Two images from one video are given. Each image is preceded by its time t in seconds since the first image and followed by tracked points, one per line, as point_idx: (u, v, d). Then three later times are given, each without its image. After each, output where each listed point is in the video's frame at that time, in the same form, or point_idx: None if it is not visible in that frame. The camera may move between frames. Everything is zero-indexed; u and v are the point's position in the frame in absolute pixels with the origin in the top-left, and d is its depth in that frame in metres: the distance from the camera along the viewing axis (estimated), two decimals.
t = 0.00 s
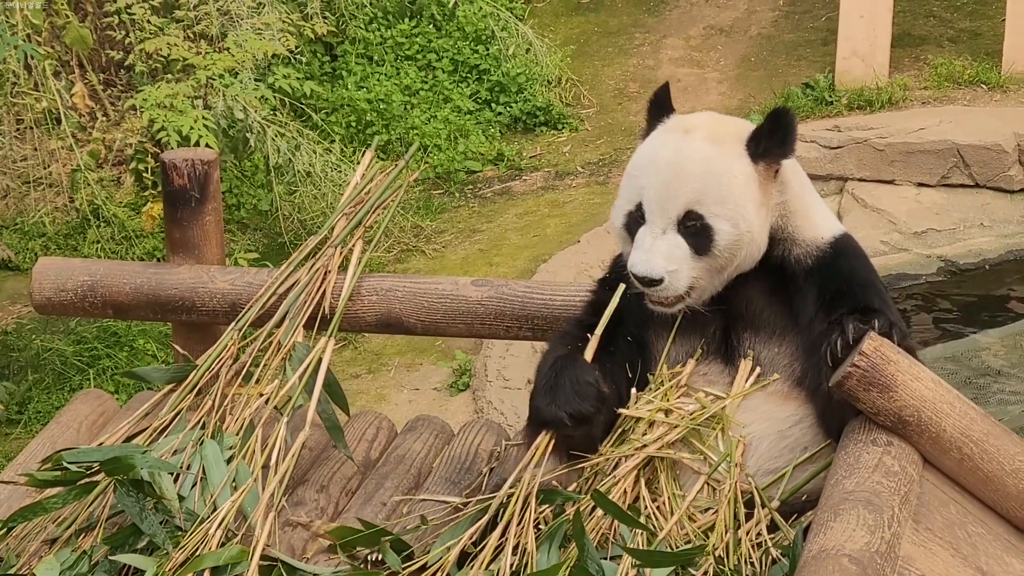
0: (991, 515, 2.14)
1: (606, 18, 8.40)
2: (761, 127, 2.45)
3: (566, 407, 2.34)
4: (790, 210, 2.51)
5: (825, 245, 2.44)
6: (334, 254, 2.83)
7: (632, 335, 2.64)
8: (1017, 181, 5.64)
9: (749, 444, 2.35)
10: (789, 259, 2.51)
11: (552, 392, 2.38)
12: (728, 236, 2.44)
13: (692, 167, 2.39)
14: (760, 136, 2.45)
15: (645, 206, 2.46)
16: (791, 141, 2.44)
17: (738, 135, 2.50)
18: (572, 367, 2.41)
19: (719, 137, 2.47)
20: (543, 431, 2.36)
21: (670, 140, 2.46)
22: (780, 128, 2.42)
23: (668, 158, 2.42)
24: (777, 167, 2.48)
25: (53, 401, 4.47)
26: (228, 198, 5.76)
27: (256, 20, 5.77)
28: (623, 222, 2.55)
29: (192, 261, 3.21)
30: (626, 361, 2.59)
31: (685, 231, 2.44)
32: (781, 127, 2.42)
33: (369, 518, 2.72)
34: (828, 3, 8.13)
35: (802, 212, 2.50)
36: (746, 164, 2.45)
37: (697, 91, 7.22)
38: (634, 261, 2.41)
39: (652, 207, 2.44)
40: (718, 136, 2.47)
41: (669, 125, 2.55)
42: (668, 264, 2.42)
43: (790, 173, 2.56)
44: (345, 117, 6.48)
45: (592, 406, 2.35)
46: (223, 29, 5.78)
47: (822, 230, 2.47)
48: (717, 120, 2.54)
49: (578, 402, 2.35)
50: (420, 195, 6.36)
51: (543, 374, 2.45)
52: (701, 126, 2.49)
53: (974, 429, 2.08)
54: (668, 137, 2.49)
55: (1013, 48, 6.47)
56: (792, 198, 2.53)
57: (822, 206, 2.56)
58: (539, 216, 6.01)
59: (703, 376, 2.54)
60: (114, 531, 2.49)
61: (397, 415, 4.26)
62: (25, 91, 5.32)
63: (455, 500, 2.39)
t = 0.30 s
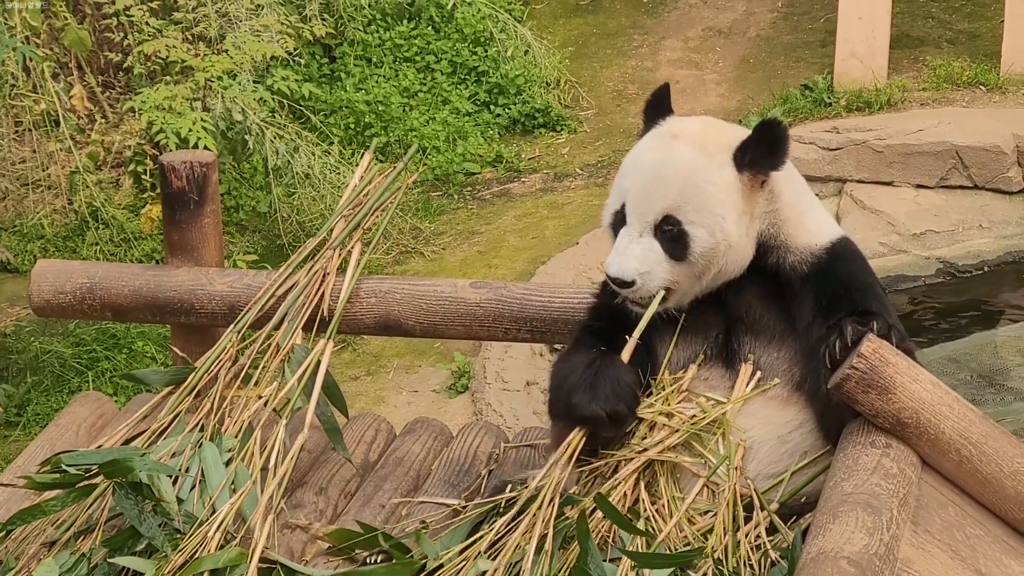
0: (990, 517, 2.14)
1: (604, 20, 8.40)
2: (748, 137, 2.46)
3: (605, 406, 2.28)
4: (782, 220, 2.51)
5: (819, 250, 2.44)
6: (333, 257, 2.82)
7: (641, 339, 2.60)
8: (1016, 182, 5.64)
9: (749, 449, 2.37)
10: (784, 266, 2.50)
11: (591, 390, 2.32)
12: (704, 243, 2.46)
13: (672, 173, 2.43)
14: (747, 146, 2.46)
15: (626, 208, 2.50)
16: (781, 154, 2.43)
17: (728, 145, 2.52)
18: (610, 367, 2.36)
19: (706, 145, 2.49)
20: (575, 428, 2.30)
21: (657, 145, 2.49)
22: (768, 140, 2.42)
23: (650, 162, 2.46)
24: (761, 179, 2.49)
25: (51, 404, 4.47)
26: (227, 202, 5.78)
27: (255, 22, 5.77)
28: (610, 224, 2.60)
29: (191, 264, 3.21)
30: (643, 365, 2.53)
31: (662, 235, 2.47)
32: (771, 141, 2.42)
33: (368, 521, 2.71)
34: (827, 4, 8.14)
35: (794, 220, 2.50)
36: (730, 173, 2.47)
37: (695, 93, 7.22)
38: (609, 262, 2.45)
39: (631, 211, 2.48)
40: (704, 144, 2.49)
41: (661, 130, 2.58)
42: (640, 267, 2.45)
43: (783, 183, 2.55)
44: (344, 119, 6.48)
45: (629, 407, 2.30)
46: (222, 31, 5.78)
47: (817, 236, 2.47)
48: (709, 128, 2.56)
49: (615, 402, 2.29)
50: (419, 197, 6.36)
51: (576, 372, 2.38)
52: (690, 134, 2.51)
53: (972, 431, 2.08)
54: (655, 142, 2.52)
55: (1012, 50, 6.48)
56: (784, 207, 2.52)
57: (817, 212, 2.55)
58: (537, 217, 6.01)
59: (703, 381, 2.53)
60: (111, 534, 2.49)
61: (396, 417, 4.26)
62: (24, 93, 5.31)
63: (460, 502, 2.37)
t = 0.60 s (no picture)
0: (988, 516, 2.14)
1: (602, 20, 8.40)
2: (744, 139, 2.46)
3: (610, 391, 2.32)
4: (777, 222, 2.51)
5: (815, 251, 2.44)
6: (331, 256, 2.82)
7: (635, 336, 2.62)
8: (1013, 182, 5.65)
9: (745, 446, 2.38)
10: (780, 266, 2.51)
11: (595, 376, 2.35)
12: (700, 246, 2.46)
13: (667, 174, 2.43)
14: (743, 148, 2.46)
15: (622, 208, 2.51)
16: (777, 155, 2.43)
17: (725, 145, 2.51)
18: (612, 355, 2.40)
19: (703, 146, 2.49)
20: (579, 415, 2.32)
21: (653, 145, 2.49)
22: (765, 141, 2.42)
23: (646, 163, 2.46)
24: (757, 181, 2.50)
25: (50, 404, 4.46)
26: (225, 201, 5.83)
27: (252, 22, 5.77)
28: (606, 222, 2.61)
29: (189, 264, 3.20)
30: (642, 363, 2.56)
31: (658, 237, 2.48)
32: (766, 141, 2.42)
33: (365, 521, 2.71)
34: (824, 4, 8.14)
35: (790, 220, 2.50)
36: (726, 175, 2.47)
37: (693, 92, 7.23)
38: (604, 264, 2.47)
39: (627, 211, 2.48)
40: (701, 145, 2.49)
41: (660, 128, 2.58)
42: (635, 269, 2.46)
43: (780, 184, 2.55)
44: (342, 119, 6.48)
45: (632, 391, 2.35)
46: (220, 32, 5.78)
47: (814, 236, 2.46)
48: (706, 127, 2.56)
49: (620, 387, 2.33)
50: (417, 197, 6.36)
51: (577, 364, 2.41)
52: (688, 134, 2.51)
53: (970, 430, 2.08)
54: (653, 141, 2.52)
55: (1009, 49, 6.48)
56: (780, 209, 2.52)
57: (814, 212, 2.55)
58: (536, 217, 6.01)
59: (699, 378, 2.52)
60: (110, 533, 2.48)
61: (394, 417, 4.25)
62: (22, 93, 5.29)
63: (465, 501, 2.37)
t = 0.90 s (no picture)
0: (989, 517, 2.14)
1: (603, 21, 8.40)
2: (743, 148, 2.46)
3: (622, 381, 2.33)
4: (777, 227, 2.51)
5: (816, 253, 2.44)
6: (331, 258, 2.82)
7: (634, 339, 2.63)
8: (1014, 182, 5.65)
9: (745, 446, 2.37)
10: (780, 271, 2.50)
11: (607, 369, 2.36)
12: (692, 253, 2.48)
13: (663, 180, 2.45)
14: (740, 157, 2.46)
15: (618, 210, 2.53)
16: (774, 163, 2.42)
17: (723, 153, 2.52)
18: (620, 348, 2.41)
19: (700, 154, 2.50)
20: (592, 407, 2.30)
21: (653, 149, 2.51)
22: (763, 149, 2.42)
23: (645, 166, 2.47)
24: (751, 190, 2.51)
25: (50, 405, 4.46)
26: (225, 202, 5.86)
27: (253, 24, 5.77)
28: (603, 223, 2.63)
29: (190, 265, 3.20)
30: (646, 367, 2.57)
31: (651, 241, 2.50)
32: (764, 150, 2.41)
33: (366, 522, 2.71)
34: (825, 5, 8.14)
35: (790, 223, 2.49)
36: (721, 184, 2.48)
37: (694, 93, 7.23)
38: (598, 263, 2.49)
39: (622, 213, 2.50)
40: (699, 153, 2.50)
41: (662, 133, 2.59)
42: (628, 271, 2.47)
43: (778, 189, 2.54)
44: (342, 121, 6.48)
45: (640, 384, 2.37)
46: (220, 33, 5.78)
47: (814, 240, 2.46)
48: (706, 134, 2.57)
49: (631, 380, 2.35)
50: (418, 198, 6.36)
51: (584, 360, 2.41)
52: (687, 141, 2.52)
53: (971, 431, 2.07)
54: (652, 145, 2.53)
55: (1010, 50, 6.47)
56: (780, 214, 2.51)
57: (814, 214, 2.54)
58: (536, 218, 6.01)
59: (700, 378, 2.51)
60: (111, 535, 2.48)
61: (395, 418, 4.25)
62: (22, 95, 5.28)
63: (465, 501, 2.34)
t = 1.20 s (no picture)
0: (987, 517, 2.14)
1: (600, 21, 8.40)
2: (747, 136, 2.48)
3: (570, 358, 2.35)
4: (780, 219, 2.51)
5: (814, 250, 2.45)
6: (328, 259, 2.82)
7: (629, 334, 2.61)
8: (1012, 182, 5.65)
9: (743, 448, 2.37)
10: (778, 265, 2.51)
11: (567, 338, 2.38)
12: (718, 244, 2.46)
13: (677, 177, 2.43)
14: (747, 144, 2.48)
15: (633, 216, 2.50)
16: (778, 150, 2.45)
17: (727, 144, 2.53)
18: (597, 326, 2.41)
19: (707, 147, 2.50)
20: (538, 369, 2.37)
21: (658, 149, 2.50)
22: (768, 135, 2.44)
23: (654, 167, 2.46)
24: (764, 175, 2.51)
25: (48, 407, 4.46)
26: (223, 203, 5.87)
27: (250, 25, 5.77)
28: (613, 235, 2.59)
29: (187, 266, 3.20)
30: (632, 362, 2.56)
31: (674, 241, 2.47)
32: (768, 137, 2.43)
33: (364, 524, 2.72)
34: (822, 5, 8.15)
35: (793, 219, 2.51)
36: (734, 172, 2.48)
37: (691, 93, 7.23)
38: (625, 273, 2.43)
39: (640, 219, 2.48)
40: (705, 145, 2.50)
41: (656, 136, 2.59)
42: (657, 273, 2.44)
43: (780, 181, 2.56)
44: (340, 121, 6.48)
45: (595, 368, 2.36)
46: (217, 34, 5.77)
47: (813, 236, 2.47)
48: (705, 128, 2.57)
49: (581, 358, 2.35)
50: (415, 199, 6.36)
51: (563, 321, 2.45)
52: (689, 136, 2.52)
53: (969, 432, 2.07)
54: (655, 147, 2.52)
55: (1007, 50, 6.48)
56: (781, 205, 2.53)
57: (812, 213, 2.55)
58: (534, 219, 6.01)
59: (698, 383, 2.53)
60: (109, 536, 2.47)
61: (392, 419, 4.25)
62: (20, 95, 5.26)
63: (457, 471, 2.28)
